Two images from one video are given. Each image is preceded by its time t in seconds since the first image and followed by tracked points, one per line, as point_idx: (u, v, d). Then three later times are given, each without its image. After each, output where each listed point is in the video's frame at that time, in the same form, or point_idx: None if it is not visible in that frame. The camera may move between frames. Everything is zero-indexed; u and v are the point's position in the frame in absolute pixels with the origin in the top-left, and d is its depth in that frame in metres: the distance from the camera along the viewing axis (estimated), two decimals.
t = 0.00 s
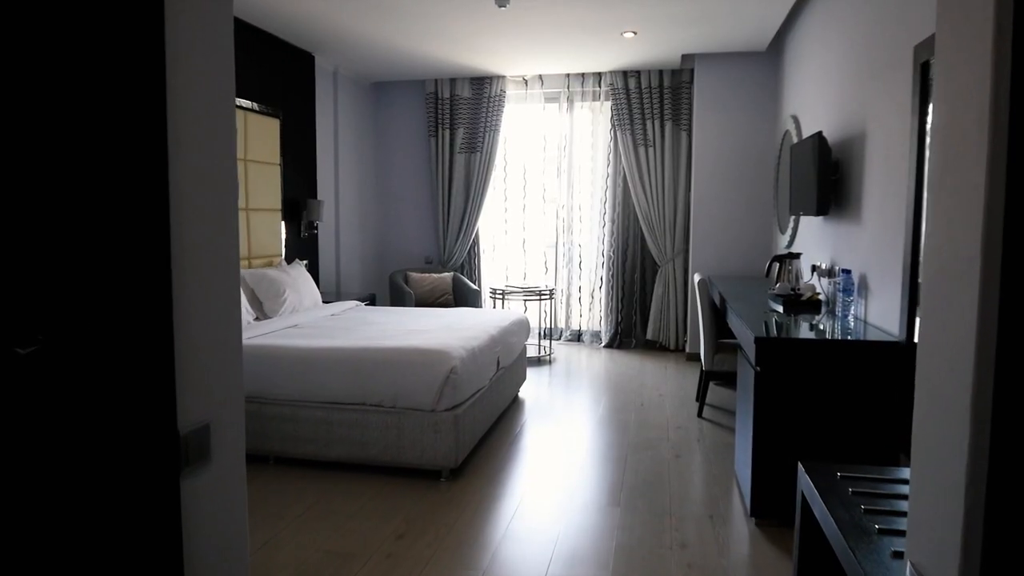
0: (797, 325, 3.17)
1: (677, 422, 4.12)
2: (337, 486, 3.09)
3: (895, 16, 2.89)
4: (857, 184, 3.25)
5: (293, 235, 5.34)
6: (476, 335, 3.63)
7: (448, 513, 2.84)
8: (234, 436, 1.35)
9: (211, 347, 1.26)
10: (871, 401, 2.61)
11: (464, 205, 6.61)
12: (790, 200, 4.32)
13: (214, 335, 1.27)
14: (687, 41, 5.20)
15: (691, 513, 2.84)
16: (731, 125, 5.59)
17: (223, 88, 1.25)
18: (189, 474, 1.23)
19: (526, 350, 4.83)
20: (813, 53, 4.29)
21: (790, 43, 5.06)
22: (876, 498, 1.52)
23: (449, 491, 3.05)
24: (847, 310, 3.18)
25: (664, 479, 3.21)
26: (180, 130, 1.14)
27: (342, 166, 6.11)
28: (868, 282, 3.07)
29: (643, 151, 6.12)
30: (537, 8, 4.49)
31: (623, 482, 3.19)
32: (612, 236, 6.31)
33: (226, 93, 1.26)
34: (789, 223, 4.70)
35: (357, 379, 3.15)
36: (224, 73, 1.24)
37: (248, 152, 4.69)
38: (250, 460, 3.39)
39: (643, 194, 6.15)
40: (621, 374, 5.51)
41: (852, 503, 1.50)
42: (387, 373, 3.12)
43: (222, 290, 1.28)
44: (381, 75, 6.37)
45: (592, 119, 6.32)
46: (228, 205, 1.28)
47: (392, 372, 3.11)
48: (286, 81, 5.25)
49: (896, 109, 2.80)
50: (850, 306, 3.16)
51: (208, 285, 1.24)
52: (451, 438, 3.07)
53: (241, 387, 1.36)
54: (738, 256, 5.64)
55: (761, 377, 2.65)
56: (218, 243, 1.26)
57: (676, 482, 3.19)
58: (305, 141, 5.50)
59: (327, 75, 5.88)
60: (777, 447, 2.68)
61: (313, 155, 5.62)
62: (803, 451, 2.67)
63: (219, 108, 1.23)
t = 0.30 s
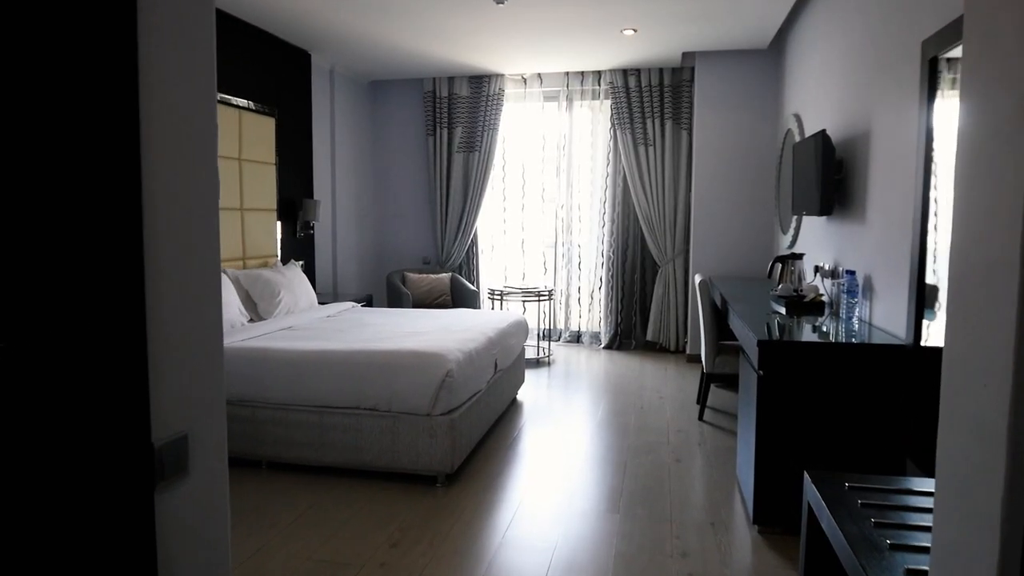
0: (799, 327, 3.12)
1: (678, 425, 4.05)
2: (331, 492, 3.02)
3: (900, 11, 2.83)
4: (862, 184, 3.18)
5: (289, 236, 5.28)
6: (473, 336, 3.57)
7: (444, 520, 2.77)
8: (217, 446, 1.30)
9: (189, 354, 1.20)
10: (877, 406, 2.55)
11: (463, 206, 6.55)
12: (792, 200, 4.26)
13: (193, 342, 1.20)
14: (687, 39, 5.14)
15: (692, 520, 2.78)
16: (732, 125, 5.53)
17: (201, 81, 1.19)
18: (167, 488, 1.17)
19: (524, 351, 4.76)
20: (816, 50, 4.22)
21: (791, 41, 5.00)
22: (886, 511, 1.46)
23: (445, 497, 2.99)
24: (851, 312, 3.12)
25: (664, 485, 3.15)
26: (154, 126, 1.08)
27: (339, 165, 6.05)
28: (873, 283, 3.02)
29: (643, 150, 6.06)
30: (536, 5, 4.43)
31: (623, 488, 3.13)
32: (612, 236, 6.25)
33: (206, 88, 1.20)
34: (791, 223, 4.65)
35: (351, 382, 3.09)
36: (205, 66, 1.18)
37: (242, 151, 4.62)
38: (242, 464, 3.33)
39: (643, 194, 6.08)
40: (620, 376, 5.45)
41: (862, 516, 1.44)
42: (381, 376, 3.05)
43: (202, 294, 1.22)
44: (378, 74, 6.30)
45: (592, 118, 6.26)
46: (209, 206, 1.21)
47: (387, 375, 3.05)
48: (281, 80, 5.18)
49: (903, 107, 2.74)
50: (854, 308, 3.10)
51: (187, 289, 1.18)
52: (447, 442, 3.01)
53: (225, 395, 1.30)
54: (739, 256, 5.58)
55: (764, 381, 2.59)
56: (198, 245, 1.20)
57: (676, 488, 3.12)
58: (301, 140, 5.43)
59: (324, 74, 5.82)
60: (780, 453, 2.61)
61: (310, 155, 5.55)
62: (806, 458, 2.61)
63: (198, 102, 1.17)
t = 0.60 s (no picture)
0: (802, 330, 3.04)
1: (679, 430, 3.97)
2: (322, 499, 2.95)
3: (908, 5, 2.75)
4: (867, 183, 3.10)
5: (283, 236, 5.20)
6: (469, 339, 3.49)
7: (437, 529, 2.70)
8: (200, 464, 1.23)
9: (162, 365, 1.13)
10: (883, 412, 2.48)
11: (461, 206, 6.48)
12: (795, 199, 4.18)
13: (162, 353, 1.13)
14: (688, 36, 5.06)
15: (692, 528, 2.71)
16: (734, 123, 5.45)
17: (165, 71, 1.11)
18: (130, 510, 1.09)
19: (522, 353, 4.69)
20: (819, 47, 4.14)
21: (793, 38, 4.92)
22: (896, 528, 1.37)
23: (439, 505, 2.91)
24: (856, 315, 3.05)
25: (665, 492, 3.08)
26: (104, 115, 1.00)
27: (335, 165, 5.98)
28: (878, 285, 2.94)
29: (643, 149, 5.98)
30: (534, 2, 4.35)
31: (622, 495, 3.05)
32: (611, 236, 6.17)
33: (172, 78, 1.12)
34: (793, 223, 4.57)
35: (342, 386, 3.01)
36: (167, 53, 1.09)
37: (235, 151, 4.54)
38: (233, 470, 3.26)
39: (643, 194, 6.01)
40: (620, 379, 5.37)
41: (872, 533, 1.36)
42: (373, 380, 2.98)
43: (174, 300, 1.15)
44: (375, 72, 6.23)
45: (591, 117, 6.18)
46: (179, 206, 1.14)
47: (380, 379, 2.97)
48: (275, 78, 5.10)
49: (910, 103, 2.67)
50: (859, 311, 3.03)
51: (151, 294, 1.11)
52: (441, 448, 2.93)
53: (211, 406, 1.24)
54: (740, 256, 5.51)
55: (765, 386, 2.51)
56: (162, 247, 1.12)
57: (676, 495, 3.05)
58: (296, 139, 5.35)
59: (319, 72, 5.74)
60: (782, 460, 2.54)
61: (305, 154, 5.48)
62: (810, 465, 2.53)
63: (158, 95, 1.09)
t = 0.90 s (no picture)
0: (805, 332, 2.97)
1: (679, 434, 3.89)
2: (312, 506, 2.88)
3: None
4: (872, 182, 3.03)
5: (278, 236, 5.12)
6: (464, 341, 3.42)
7: (430, 536, 2.63)
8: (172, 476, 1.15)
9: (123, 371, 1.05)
10: (888, 417, 2.40)
11: (458, 205, 6.40)
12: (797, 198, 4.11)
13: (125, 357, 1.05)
14: (688, 33, 4.99)
15: (691, 537, 2.64)
16: (734, 121, 5.37)
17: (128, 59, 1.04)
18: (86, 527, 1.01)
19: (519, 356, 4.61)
20: (822, 44, 4.07)
21: (796, 34, 4.85)
22: (906, 544, 1.29)
23: (431, 512, 2.84)
24: (860, 317, 2.97)
25: (663, 499, 3.00)
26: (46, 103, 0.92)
27: (331, 164, 5.91)
28: (883, 286, 2.87)
29: (643, 148, 5.90)
30: None
31: (620, 502, 2.98)
32: (611, 236, 6.10)
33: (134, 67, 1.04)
34: (795, 223, 4.49)
35: (333, 390, 2.94)
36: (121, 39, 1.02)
37: (228, 149, 4.45)
38: (221, 475, 3.18)
39: (642, 193, 5.93)
40: (620, 381, 5.29)
41: (880, 550, 1.28)
42: (365, 384, 2.90)
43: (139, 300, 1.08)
44: (371, 71, 6.16)
45: (590, 116, 6.11)
46: (140, 200, 1.06)
47: (371, 382, 2.90)
48: (269, 76, 5.02)
49: (917, 98, 2.59)
50: (864, 312, 2.95)
51: (108, 296, 1.03)
52: (434, 453, 2.86)
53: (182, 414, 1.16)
54: (742, 257, 5.43)
55: (767, 390, 2.44)
56: (122, 246, 1.05)
57: (676, 502, 2.98)
58: (291, 138, 5.27)
59: (315, 70, 5.67)
60: (785, 466, 2.46)
61: (300, 153, 5.41)
62: (813, 473, 2.45)
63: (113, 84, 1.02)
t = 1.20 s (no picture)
0: (808, 335, 2.88)
1: (679, 440, 3.79)
2: (298, 516, 2.79)
3: None
4: (877, 180, 2.93)
5: (271, 237, 5.03)
6: (457, 344, 3.33)
7: (418, 549, 2.53)
8: (133, 497, 1.06)
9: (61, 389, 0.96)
10: (896, 425, 2.30)
11: (456, 205, 6.31)
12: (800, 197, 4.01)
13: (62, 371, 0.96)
14: (688, 29, 4.89)
15: (690, 550, 2.54)
16: (735, 119, 5.27)
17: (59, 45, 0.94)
18: (31, 558, 0.93)
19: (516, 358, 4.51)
20: (825, 39, 3.96)
21: (798, 30, 4.74)
22: (918, 572, 1.19)
23: (422, 522, 2.74)
24: (866, 320, 2.87)
25: (662, 508, 2.91)
26: None
27: (326, 163, 5.82)
28: (889, 289, 2.77)
29: (643, 146, 5.80)
30: None
31: (617, 512, 2.89)
32: (611, 236, 6.00)
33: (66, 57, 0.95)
34: (798, 223, 4.39)
35: (320, 395, 2.84)
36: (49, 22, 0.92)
37: (219, 148, 4.35)
38: (207, 483, 3.09)
39: (643, 193, 5.83)
40: (619, 384, 5.20)
41: None
42: (353, 389, 2.81)
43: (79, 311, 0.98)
44: (368, 69, 6.07)
45: (589, 114, 6.01)
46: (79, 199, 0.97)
47: (360, 388, 2.80)
48: (262, 73, 4.93)
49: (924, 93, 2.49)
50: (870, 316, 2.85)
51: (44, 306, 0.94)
52: (423, 461, 2.76)
53: (144, 427, 1.08)
54: (744, 257, 5.33)
55: (768, 397, 2.34)
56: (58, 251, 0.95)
57: (674, 512, 2.88)
58: (285, 136, 5.18)
59: (309, 68, 5.59)
60: (787, 478, 2.36)
61: (295, 152, 5.32)
62: (817, 483, 2.36)
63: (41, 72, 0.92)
